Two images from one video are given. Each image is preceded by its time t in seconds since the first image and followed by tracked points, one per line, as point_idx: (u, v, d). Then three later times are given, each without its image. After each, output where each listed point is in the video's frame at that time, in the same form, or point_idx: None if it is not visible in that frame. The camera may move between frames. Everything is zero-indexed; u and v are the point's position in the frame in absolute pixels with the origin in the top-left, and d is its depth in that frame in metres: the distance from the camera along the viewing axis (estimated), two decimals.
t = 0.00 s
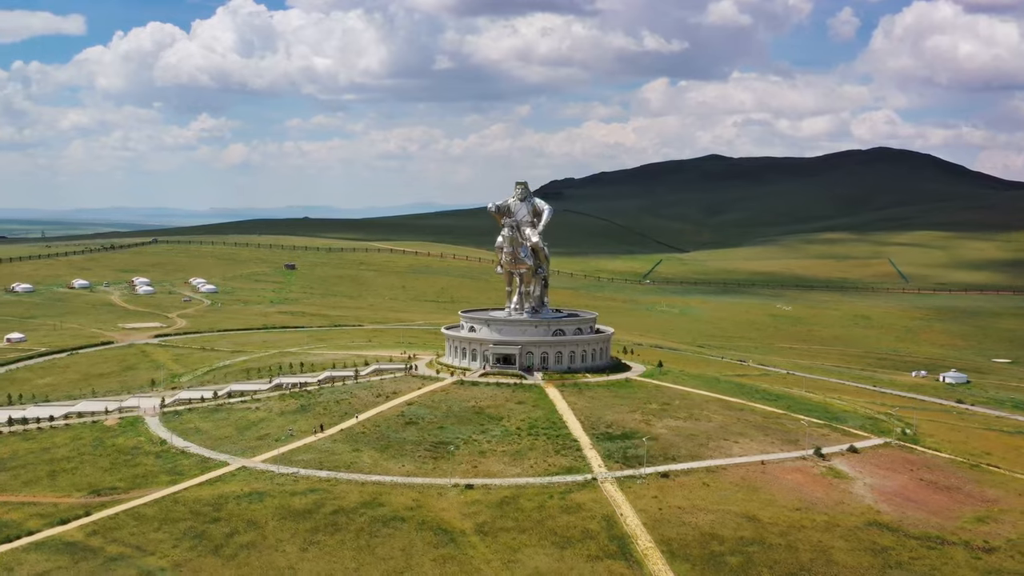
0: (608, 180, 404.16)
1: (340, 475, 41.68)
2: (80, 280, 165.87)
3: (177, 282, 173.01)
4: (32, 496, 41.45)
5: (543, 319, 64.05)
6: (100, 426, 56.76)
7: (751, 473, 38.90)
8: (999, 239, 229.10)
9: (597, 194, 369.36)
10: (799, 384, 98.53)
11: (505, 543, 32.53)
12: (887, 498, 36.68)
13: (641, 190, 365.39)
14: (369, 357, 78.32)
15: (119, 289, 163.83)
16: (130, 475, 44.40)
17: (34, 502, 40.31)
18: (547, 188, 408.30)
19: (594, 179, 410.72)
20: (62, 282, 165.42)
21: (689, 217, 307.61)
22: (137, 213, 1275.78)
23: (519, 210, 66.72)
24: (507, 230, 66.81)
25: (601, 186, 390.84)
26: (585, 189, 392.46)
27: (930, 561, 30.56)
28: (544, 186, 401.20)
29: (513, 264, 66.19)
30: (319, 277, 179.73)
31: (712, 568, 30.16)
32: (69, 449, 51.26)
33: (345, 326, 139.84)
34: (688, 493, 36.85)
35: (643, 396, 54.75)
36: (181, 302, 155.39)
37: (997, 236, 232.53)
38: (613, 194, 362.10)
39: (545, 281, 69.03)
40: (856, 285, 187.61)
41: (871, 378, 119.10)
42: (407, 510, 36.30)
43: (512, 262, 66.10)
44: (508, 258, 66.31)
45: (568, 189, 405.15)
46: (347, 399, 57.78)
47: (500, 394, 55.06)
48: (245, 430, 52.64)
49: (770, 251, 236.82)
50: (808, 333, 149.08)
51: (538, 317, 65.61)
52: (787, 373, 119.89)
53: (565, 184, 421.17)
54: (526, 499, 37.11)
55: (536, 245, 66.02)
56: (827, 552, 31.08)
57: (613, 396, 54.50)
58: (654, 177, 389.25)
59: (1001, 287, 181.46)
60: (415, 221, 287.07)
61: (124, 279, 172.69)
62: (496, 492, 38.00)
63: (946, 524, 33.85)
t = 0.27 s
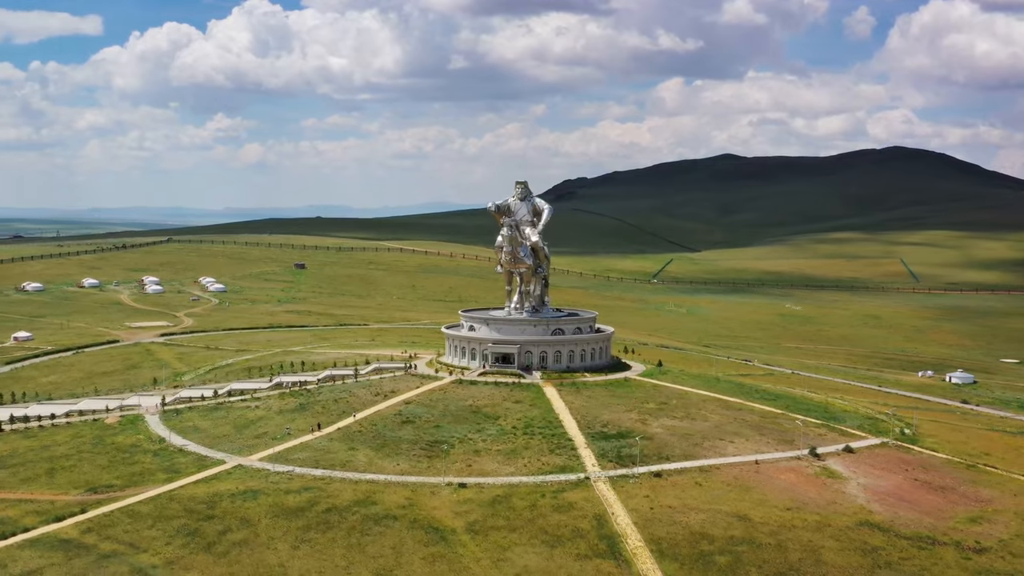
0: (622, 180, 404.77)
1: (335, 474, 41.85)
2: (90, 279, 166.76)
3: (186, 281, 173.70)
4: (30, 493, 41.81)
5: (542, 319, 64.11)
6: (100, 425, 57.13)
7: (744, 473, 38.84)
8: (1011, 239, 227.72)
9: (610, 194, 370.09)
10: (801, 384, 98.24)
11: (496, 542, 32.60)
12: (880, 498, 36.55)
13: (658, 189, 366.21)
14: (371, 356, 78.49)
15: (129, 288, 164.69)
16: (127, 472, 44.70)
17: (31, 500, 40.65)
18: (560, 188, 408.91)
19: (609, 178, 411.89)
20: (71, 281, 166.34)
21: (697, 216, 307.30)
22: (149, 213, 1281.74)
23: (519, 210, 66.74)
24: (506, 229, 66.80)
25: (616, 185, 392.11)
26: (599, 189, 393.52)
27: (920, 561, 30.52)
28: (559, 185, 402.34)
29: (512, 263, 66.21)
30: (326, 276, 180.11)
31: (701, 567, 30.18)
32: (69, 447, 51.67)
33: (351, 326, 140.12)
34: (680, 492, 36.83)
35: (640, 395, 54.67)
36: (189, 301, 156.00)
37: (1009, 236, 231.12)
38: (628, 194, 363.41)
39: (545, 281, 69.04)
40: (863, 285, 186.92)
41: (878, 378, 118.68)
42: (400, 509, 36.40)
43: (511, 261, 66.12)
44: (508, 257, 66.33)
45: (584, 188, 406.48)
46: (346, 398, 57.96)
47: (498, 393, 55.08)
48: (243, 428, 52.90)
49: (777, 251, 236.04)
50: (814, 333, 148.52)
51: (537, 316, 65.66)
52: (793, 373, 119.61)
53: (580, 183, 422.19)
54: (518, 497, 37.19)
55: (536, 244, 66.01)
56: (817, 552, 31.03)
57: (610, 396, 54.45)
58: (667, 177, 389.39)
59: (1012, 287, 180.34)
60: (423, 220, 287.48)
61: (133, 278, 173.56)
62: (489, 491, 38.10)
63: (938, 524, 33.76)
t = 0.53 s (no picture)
0: (635, 180, 405.33)
1: (329, 472, 41.99)
2: (99, 278, 167.69)
3: (195, 280, 174.44)
4: (27, 490, 42.16)
5: (541, 318, 64.12)
6: (101, 423, 57.47)
7: (736, 472, 38.80)
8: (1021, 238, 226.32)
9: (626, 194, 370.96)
10: (804, 384, 97.93)
11: (485, 541, 32.69)
12: (872, 498, 36.46)
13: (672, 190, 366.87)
14: (372, 355, 78.63)
15: (138, 287, 165.52)
16: (125, 470, 45.00)
17: (28, 497, 41.01)
18: (574, 186, 409.85)
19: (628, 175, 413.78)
20: (80, 280, 167.27)
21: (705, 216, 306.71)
22: (160, 213, 1286.65)
23: (519, 209, 66.73)
24: (506, 229, 66.81)
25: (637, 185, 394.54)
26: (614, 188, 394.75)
27: (909, 561, 30.48)
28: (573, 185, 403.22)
29: (511, 263, 66.29)
30: (333, 276, 180.54)
31: (688, 566, 30.19)
32: (68, 445, 52.07)
33: (357, 325, 140.40)
34: (672, 491, 36.80)
35: (638, 395, 54.57)
36: (196, 300, 156.63)
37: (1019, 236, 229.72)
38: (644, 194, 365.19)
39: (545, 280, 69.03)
40: (870, 285, 186.26)
41: (883, 378, 118.27)
42: (392, 507, 36.50)
43: (510, 261, 66.17)
44: (507, 257, 66.39)
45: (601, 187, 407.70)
46: (344, 397, 58.14)
47: (495, 392, 55.12)
48: (242, 427, 53.10)
49: (785, 252, 235.27)
50: (819, 333, 148.01)
51: (536, 315, 65.71)
52: (798, 373, 119.31)
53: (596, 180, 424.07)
54: (510, 496, 37.27)
55: (535, 243, 65.97)
56: (805, 551, 31.01)
57: (608, 395, 54.39)
58: (684, 176, 390.14)
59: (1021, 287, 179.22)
60: (431, 219, 287.81)
61: (143, 277, 174.44)
62: (481, 490, 38.17)
63: (929, 524, 33.70)
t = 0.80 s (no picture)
0: (649, 180, 405.33)
1: (323, 471, 42.16)
2: (108, 277, 168.64)
3: (203, 280, 175.24)
4: (24, 488, 42.52)
5: (539, 318, 64.12)
6: (101, 421, 57.87)
7: (728, 472, 38.79)
8: None
9: (637, 195, 370.97)
10: (805, 383, 97.63)
11: (475, 539, 32.80)
12: (864, 498, 36.37)
13: (681, 190, 366.53)
14: (373, 354, 78.81)
15: (146, 286, 166.34)
16: (121, 468, 45.29)
17: (25, 494, 41.35)
18: (585, 186, 409.84)
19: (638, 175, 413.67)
20: (89, 279, 168.28)
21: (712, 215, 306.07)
22: (174, 214, 1291.75)
23: (518, 209, 66.79)
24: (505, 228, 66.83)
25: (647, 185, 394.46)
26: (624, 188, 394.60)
27: (897, 561, 30.43)
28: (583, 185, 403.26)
29: (510, 262, 66.32)
30: (340, 275, 181.02)
31: (676, 565, 30.19)
32: (68, 443, 52.44)
33: (362, 324, 140.74)
34: (663, 491, 36.78)
35: (634, 394, 54.49)
36: (203, 299, 157.29)
37: None
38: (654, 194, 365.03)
39: (545, 280, 69.05)
40: (878, 285, 185.52)
41: (887, 378, 117.91)
42: (383, 506, 36.61)
43: (509, 261, 66.20)
44: (506, 256, 66.43)
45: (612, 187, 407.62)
46: (343, 396, 58.31)
47: (492, 391, 55.18)
48: (239, 425, 53.37)
49: (792, 251, 234.63)
50: (824, 333, 147.51)
51: (534, 315, 65.77)
52: (802, 373, 119.02)
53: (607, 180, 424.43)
54: (501, 495, 37.34)
55: (534, 243, 65.98)
56: (794, 551, 30.98)
57: (604, 394, 54.33)
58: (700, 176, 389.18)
59: None
60: (437, 218, 288.27)
61: (151, 276, 175.31)
62: (473, 489, 38.28)
63: (921, 524, 33.63)
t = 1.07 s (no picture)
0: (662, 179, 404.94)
1: (317, 469, 42.33)
2: (117, 276, 169.50)
3: (212, 279, 175.94)
4: (21, 485, 42.82)
5: (537, 317, 64.21)
6: (100, 419, 58.21)
7: (721, 472, 38.76)
8: None
9: (648, 194, 370.33)
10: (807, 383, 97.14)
11: (464, 538, 32.87)
12: (856, 498, 36.28)
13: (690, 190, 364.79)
14: (373, 354, 78.99)
15: (155, 285, 167.11)
16: (118, 466, 45.56)
17: (21, 491, 41.65)
18: (597, 185, 409.41)
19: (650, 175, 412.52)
20: (99, 278, 169.26)
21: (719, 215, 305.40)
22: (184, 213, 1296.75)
23: (517, 208, 66.89)
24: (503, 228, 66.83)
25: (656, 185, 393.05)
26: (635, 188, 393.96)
27: (885, 561, 30.37)
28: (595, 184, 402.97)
29: (508, 262, 66.26)
30: (347, 275, 181.29)
31: (663, 565, 30.22)
32: (66, 440, 52.79)
33: (367, 323, 141.03)
34: (654, 490, 36.76)
35: (631, 394, 54.44)
36: (211, 298, 157.88)
37: None
38: (665, 194, 364.05)
39: (543, 280, 69.03)
40: (887, 285, 184.76)
41: (891, 378, 117.49)
42: (375, 504, 36.73)
43: (507, 260, 66.13)
44: (504, 256, 66.42)
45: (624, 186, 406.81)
46: (341, 395, 58.49)
47: (489, 390, 55.27)
48: (237, 423, 53.63)
49: (799, 252, 233.84)
50: (829, 333, 146.97)
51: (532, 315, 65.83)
52: (806, 373, 118.73)
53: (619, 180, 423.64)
54: (493, 494, 37.41)
55: (533, 242, 65.99)
56: (782, 551, 30.96)
57: (600, 394, 54.28)
58: (698, 179, 387.81)
59: None
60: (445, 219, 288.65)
61: (160, 276, 176.09)
62: (465, 487, 38.39)
63: (911, 524, 33.55)
